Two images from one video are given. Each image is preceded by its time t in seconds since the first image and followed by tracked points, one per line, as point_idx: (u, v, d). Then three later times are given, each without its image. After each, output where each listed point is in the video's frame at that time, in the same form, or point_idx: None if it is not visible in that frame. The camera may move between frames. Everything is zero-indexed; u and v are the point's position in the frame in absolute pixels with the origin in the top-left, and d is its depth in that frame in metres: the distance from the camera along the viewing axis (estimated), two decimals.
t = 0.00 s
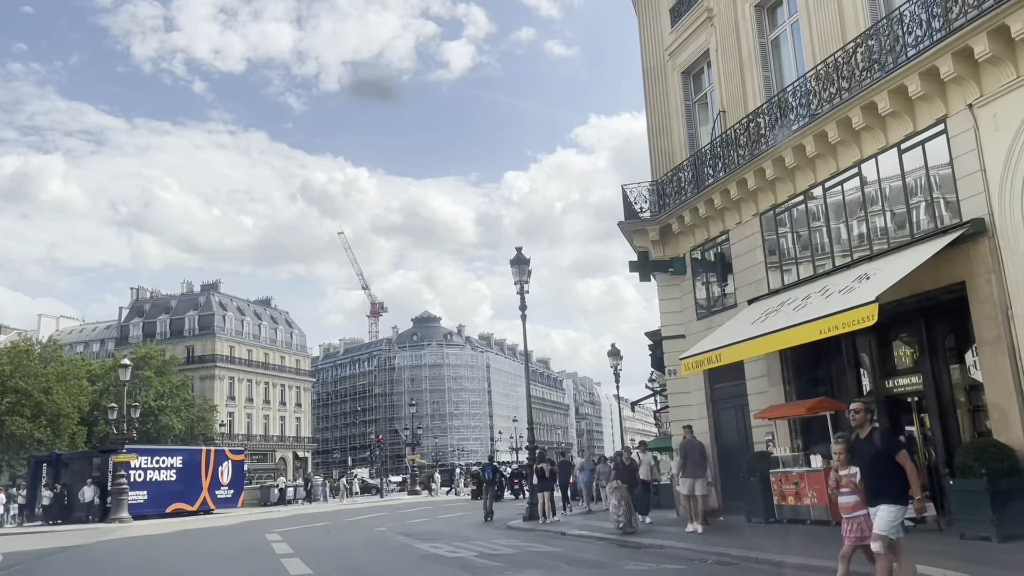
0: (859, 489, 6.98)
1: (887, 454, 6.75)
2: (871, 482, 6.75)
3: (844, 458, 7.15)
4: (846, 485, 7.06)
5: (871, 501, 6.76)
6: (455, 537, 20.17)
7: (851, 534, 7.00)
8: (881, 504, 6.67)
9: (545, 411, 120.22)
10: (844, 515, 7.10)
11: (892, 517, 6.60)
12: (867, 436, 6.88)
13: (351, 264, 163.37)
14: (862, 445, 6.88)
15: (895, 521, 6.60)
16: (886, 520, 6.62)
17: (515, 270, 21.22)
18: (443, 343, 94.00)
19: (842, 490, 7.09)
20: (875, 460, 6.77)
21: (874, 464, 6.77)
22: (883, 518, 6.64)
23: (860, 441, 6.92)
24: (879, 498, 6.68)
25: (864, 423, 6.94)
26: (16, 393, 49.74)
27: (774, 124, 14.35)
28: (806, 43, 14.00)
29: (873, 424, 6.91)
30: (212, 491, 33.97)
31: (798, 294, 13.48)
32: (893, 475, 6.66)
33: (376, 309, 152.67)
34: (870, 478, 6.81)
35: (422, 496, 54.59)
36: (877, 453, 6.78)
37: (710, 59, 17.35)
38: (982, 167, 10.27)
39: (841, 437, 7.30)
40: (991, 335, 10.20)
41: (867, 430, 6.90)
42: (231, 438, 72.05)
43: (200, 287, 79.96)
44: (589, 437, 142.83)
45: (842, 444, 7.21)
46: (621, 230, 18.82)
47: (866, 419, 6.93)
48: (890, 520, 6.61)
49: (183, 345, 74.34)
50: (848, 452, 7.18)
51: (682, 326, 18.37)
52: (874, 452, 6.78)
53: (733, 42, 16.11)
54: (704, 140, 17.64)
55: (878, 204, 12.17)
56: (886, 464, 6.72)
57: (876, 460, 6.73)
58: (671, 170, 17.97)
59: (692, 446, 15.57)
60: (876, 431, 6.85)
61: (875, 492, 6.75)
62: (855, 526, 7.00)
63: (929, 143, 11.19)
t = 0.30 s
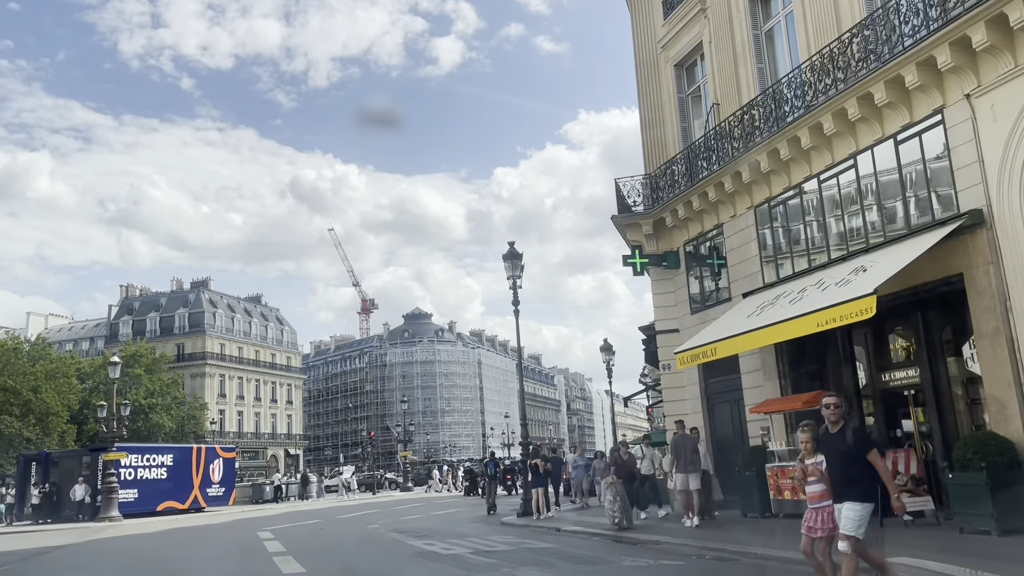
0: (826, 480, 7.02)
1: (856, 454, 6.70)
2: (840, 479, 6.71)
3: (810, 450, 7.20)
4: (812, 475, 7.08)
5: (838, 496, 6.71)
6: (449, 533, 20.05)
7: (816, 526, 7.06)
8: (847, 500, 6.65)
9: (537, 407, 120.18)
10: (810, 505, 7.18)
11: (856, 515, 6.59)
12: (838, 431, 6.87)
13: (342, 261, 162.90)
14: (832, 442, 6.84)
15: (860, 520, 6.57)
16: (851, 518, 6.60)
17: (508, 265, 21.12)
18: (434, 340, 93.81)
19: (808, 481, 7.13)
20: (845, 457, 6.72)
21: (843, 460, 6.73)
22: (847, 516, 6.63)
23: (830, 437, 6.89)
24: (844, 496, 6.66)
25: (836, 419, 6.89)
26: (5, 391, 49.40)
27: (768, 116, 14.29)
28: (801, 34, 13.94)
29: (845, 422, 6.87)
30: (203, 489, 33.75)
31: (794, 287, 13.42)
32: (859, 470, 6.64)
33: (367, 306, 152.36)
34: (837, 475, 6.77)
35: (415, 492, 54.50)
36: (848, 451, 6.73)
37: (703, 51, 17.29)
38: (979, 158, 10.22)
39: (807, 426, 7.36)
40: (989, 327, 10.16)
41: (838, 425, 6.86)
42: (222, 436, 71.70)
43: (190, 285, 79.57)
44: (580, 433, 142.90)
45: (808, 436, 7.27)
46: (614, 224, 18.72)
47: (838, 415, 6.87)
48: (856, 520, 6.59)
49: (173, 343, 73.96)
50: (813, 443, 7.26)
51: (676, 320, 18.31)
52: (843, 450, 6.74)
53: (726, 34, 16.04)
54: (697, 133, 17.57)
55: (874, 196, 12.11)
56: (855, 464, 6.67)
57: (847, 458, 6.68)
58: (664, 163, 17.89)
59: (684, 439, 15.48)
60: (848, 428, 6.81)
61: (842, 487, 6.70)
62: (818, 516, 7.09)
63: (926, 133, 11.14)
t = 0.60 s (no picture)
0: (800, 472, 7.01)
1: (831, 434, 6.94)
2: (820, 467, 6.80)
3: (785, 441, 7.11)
4: (785, 467, 7.07)
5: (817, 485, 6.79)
6: (445, 525, 19.92)
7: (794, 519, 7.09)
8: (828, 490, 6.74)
9: (531, 399, 120.20)
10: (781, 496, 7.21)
11: (843, 504, 6.80)
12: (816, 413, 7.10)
13: (334, 253, 162.46)
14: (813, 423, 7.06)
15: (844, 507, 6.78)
16: (839, 508, 6.81)
17: (503, 254, 20.97)
18: (427, 332, 93.62)
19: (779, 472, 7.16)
20: (825, 442, 6.94)
21: (819, 441, 6.98)
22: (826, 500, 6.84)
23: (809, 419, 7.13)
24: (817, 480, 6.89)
25: (816, 401, 7.13)
26: None
27: (766, 101, 14.15)
28: (800, 18, 13.81)
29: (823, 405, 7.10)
30: (196, 482, 33.55)
31: (794, 274, 13.29)
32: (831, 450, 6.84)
33: (359, 298, 152.05)
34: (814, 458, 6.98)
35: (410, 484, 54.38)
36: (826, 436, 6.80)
37: (700, 37, 17.13)
38: (982, 142, 10.12)
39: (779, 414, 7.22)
40: (993, 312, 10.06)
41: (816, 407, 7.09)
42: (215, 429, 71.42)
43: (181, 278, 79.16)
44: (574, 424, 143.06)
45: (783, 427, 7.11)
46: (610, 212, 18.57)
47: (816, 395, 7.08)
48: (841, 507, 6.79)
49: (165, 336, 73.61)
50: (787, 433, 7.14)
51: (673, 309, 18.20)
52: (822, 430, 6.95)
53: (723, 20, 15.92)
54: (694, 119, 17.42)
55: (876, 181, 12.00)
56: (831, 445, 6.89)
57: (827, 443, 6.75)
58: (660, 150, 17.74)
59: (678, 429, 15.41)
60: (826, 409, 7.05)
61: (821, 472, 6.92)
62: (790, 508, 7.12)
63: (928, 117, 11.02)
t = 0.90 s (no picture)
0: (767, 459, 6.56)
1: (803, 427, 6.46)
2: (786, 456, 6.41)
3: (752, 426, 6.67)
4: (753, 453, 6.63)
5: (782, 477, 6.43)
6: (438, 517, 19.79)
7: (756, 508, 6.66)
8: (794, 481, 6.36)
9: (523, 391, 120.20)
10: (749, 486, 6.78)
11: (816, 498, 6.30)
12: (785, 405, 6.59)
13: (325, 245, 161.87)
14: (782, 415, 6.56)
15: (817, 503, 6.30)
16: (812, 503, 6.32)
17: (496, 244, 20.83)
18: (419, 324, 93.43)
19: (747, 459, 6.71)
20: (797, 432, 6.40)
21: (789, 433, 6.48)
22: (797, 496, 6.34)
23: (778, 410, 6.62)
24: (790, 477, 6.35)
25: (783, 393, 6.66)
26: None
27: (763, 88, 14.03)
28: (797, 4, 13.70)
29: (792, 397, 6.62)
30: (187, 475, 33.31)
31: (791, 262, 13.19)
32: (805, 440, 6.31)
33: (351, 291, 151.67)
34: (787, 451, 6.47)
35: (403, 476, 54.27)
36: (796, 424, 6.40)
37: (695, 24, 17.01)
38: (983, 128, 10.03)
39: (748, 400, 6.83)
40: (994, 301, 9.98)
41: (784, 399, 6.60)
42: (206, 422, 71.08)
43: (171, 270, 78.69)
44: (565, 416, 143.22)
45: (751, 411, 6.68)
46: (604, 201, 18.44)
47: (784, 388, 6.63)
48: (813, 503, 6.31)
49: (155, 328, 73.19)
50: (756, 419, 6.73)
51: (668, 300, 18.10)
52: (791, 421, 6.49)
53: (719, 7, 15.80)
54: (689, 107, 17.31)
55: (875, 168, 11.90)
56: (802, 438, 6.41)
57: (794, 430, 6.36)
58: (655, 138, 17.62)
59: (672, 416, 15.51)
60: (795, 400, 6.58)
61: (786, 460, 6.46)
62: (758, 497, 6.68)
63: (928, 102, 10.93)
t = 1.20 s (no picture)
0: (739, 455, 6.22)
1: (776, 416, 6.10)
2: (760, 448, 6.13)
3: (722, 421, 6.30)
4: (722, 450, 6.25)
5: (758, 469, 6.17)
6: (434, 510, 19.69)
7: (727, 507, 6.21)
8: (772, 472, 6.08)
9: (517, 383, 120.17)
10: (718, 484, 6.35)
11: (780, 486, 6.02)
12: (755, 394, 6.22)
13: (317, 239, 161.28)
14: (753, 405, 6.18)
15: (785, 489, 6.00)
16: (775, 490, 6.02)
17: (491, 236, 20.69)
18: (413, 317, 93.21)
19: (716, 455, 6.33)
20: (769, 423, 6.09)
21: (760, 425, 6.14)
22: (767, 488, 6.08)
23: (746, 402, 6.24)
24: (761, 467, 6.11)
25: (751, 380, 6.26)
26: None
27: (761, 76, 13.91)
28: None
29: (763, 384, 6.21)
30: (179, 468, 33.13)
31: (790, 253, 13.10)
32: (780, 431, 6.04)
33: (343, 284, 151.29)
34: (757, 444, 6.15)
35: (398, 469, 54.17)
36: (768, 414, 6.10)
37: (692, 12, 16.87)
38: (986, 116, 9.96)
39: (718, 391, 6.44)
40: (996, 291, 9.92)
41: (755, 388, 6.22)
42: (198, 415, 70.83)
43: (162, 262, 78.30)
44: (559, 408, 143.34)
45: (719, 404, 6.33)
46: (600, 192, 18.31)
47: (754, 374, 6.19)
48: (776, 488, 6.02)
49: (147, 322, 72.84)
50: (726, 412, 6.35)
51: (664, 291, 18.01)
52: (764, 411, 6.12)
53: None
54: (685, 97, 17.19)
55: (875, 158, 11.81)
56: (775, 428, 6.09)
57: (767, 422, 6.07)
58: (652, 128, 17.49)
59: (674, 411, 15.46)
60: (766, 386, 6.18)
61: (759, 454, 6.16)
62: (729, 496, 6.25)
63: (929, 90, 10.84)
